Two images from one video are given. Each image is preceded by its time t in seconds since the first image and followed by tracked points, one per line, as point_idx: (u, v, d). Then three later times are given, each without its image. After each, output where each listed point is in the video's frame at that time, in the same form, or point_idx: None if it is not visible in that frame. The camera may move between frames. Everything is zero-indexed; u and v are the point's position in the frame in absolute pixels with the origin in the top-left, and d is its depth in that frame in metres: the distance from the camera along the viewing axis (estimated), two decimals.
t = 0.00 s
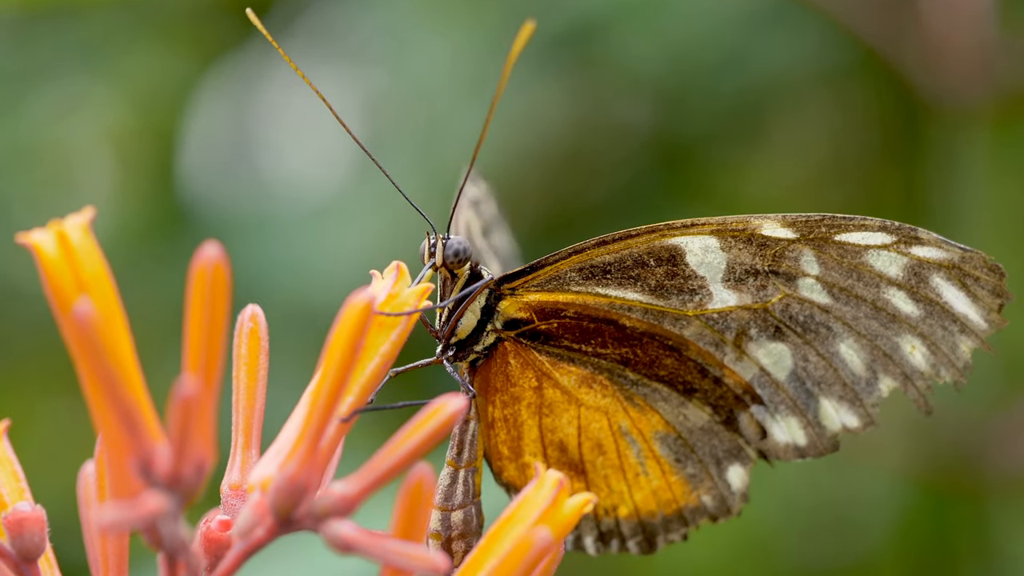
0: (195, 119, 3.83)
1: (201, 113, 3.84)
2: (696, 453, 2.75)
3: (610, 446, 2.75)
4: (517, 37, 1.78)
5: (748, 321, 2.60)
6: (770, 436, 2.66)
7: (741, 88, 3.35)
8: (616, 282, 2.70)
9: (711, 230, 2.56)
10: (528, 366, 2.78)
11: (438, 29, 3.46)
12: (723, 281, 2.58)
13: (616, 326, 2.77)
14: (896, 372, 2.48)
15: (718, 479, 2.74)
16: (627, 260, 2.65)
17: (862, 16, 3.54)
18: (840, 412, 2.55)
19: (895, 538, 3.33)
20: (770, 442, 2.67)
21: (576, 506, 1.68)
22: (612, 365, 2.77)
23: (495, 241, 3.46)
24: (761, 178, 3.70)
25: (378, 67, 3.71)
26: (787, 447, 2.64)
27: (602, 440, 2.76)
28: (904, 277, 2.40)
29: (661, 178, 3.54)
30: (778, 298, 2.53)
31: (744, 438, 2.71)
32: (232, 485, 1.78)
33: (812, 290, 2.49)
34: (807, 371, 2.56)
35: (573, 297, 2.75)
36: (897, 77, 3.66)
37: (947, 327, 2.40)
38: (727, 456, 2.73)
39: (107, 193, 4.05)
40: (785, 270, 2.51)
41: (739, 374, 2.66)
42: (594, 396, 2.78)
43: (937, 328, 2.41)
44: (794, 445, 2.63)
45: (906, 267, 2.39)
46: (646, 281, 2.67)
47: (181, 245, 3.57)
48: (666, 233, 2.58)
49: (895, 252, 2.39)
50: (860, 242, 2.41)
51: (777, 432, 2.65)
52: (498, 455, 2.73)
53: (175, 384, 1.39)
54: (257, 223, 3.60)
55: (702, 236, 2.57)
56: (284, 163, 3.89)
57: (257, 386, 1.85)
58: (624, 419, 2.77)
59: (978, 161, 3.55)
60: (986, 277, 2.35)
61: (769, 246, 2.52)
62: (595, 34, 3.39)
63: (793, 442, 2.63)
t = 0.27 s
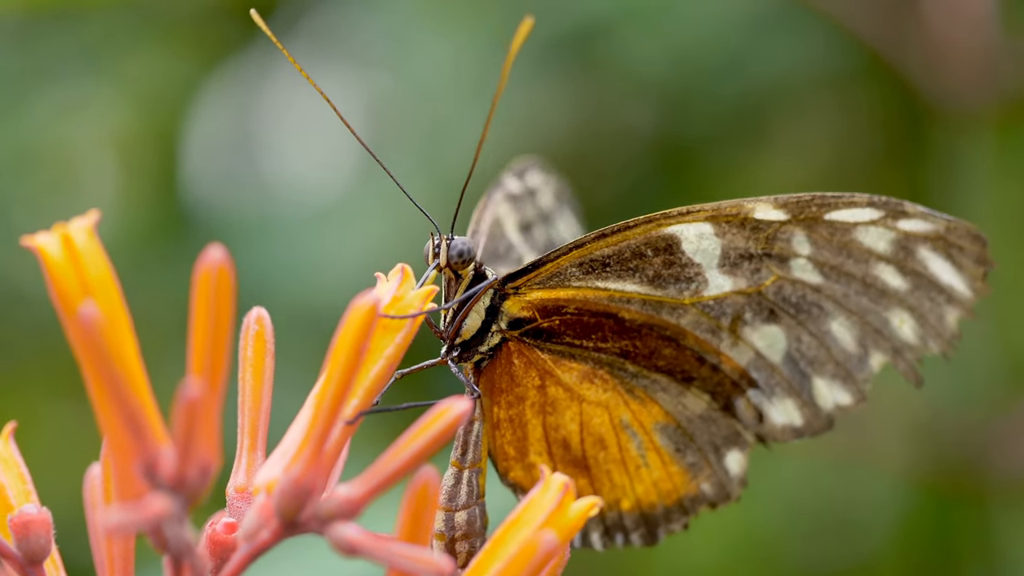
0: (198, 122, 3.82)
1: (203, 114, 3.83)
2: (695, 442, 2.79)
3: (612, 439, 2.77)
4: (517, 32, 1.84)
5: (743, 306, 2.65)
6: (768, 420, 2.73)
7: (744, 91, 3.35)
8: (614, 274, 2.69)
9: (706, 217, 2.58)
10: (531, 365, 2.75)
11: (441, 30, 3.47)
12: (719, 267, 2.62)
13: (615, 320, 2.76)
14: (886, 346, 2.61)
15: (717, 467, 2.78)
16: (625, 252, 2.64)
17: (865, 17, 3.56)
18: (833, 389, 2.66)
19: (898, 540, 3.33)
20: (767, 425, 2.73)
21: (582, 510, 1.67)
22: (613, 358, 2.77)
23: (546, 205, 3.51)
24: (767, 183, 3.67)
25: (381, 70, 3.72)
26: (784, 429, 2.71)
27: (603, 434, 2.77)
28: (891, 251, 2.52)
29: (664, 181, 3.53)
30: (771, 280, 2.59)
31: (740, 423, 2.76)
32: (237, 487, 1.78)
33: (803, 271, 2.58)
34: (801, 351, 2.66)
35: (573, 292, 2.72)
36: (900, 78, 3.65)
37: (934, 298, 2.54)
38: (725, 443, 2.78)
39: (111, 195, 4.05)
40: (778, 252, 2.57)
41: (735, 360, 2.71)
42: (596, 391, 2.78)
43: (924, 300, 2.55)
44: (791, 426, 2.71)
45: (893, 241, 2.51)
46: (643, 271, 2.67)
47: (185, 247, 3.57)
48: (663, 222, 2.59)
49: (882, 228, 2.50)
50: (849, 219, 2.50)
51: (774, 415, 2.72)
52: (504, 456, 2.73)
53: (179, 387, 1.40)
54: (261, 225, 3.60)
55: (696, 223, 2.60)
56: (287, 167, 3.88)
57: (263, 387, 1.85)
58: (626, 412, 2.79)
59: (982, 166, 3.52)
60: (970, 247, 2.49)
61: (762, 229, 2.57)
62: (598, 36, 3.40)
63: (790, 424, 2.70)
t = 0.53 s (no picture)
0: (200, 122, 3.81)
1: (205, 114, 3.82)
2: (689, 438, 2.82)
3: (610, 437, 2.78)
4: (524, 36, 1.91)
5: (735, 298, 2.69)
6: (758, 412, 2.78)
7: (745, 91, 3.35)
8: (614, 272, 2.69)
9: (702, 210, 2.59)
10: (535, 366, 2.74)
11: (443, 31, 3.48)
12: (713, 260, 2.65)
13: (614, 318, 2.76)
14: (871, 334, 2.68)
15: (710, 461, 2.82)
16: (623, 249, 2.64)
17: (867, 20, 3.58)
18: (819, 377, 2.73)
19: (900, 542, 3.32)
20: (758, 418, 2.79)
21: (583, 507, 1.67)
22: (611, 356, 2.77)
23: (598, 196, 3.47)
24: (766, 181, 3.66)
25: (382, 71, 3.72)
26: (775, 420, 2.77)
27: (601, 433, 2.78)
28: (877, 239, 2.58)
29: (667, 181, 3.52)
30: (762, 272, 2.65)
31: (732, 416, 2.81)
32: (239, 485, 1.79)
33: (792, 262, 2.64)
34: (790, 341, 2.72)
35: (575, 292, 2.70)
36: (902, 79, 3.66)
37: (916, 285, 2.62)
38: (717, 437, 2.82)
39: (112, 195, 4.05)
40: (769, 243, 2.62)
41: (727, 352, 2.75)
42: (595, 389, 2.79)
43: (906, 288, 2.63)
44: (780, 418, 2.77)
45: (879, 229, 2.56)
46: (641, 267, 2.68)
47: (186, 247, 3.57)
48: (660, 218, 2.58)
49: (869, 216, 2.55)
50: (837, 209, 2.55)
51: (764, 407, 2.77)
52: (508, 458, 2.68)
53: (182, 383, 1.41)
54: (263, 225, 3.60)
55: (691, 217, 2.61)
56: (289, 167, 3.87)
57: (264, 386, 1.85)
58: (622, 410, 2.80)
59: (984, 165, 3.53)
60: (951, 232, 2.55)
61: (754, 222, 2.60)
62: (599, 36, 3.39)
63: (779, 415, 2.77)
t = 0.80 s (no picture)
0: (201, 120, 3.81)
1: (206, 114, 3.83)
2: (690, 455, 2.79)
3: (609, 446, 2.78)
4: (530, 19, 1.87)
5: (745, 318, 2.65)
6: (763, 436, 2.74)
7: (745, 91, 3.34)
8: (622, 280, 2.70)
9: (716, 226, 2.57)
10: (535, 365, 2.76)
11: (443, 31, 3.48)
12: (725, 278, 2.62)
13: (620, 324, 2.77)
14: (883, 368, 2.61)
15: (710, 480, 2.78)
16: (634, 257, 2.65)
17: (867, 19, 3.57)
18: (828, 409, 2.66)
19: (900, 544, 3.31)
20: (763, 441, 2.74)
21: (580, 505, 1.68)
22: (614, 363, 2.77)
23: (576, 227, 3.43)
24: (766, 183, 3.74)
25: (382, 72, 3.73)
26: (779, 445, 2.72)
27: (600, 442, 2.77)
28: (895, 273, 2.52)
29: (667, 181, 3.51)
30: (775, 294, 2.59)
31: (735, 438, 2.77)
32: (237, 484, 1.79)
33: (806, 287, 2.58)
34: (799, 368, 2.67)
35: (582, 294, 2.73)
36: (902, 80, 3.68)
37: (933, 323, 2.55)
38: (720, 458, 2.79)
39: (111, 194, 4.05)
40: (783, 266, 2.57)
41: (734, 373, 2.72)
42: (596, 395, 2.78)
43: (923, 324, 2.56)
44: (785, 444, 2.71)
45: (897, 263, 2.51)
46: (650, 277, 2.68)
47: (185, 246, 3.57)
48: (673, 229, 2.59)
49: (887, 249, 2.50)
50: (856, 238, 2.50)
51: (769, 431, 2.72)
52: (503, 456, 2.70)
53: (181, 383, 1.40)
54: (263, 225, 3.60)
55: (705, 232, 2.60)
56: (290, 166, 3.87)
57: (263, 385, 1.85)
58: (624, 419, 2.79)
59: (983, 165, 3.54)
60: (972, 273, 2.49)
61: (769, 242, 2.57)
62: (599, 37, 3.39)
63: (784, 441, 2.71)
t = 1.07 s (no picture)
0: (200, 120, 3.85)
1: (201, 116, 3.86)
2: (685, 451, 2.80)
3: (603, 442, 2.78)
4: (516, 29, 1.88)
5: (741, 316, 2.65)
6: (759, 432, 2.74)
7: (745, 92, 3.35)
8: (613, 279, 2.69)
9: (708, 226, 2.57)
10: (525, 364, 2.76)
11: (441, 31, 3.46)
12: (719, 277, 2.61)
13: (612, 323, 2.77)
14: (883, 366, 2.59)
15: (705, 477, 2.80)
16: (624, 256, 2.64)
17: (864, 17, 3.52)
18: (827, 405, 2.65)
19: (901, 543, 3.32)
20: (759, 438, 2.75)
21: (571, 503, 1.68)
22: (607, 362, 2.77)
23: (539, 216, 3.50)
24: (763, 181, 3.75)
25: (378, 71, 3.72)
26: (777, 441, 2.73)
27: (593, 438, 2.78)
28: (894, 271, 2.50)
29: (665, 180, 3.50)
30: (770, 293, 2.59)
31: (731, 434, 2.78)
32: (226, 482, 1.79)
33: (803, 285, 2.57)
34: (797, 365, 2.66)
35: (572, 294, 2.73)
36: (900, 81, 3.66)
37: (934, 320, 2.53)
38: (715, 454, 2.80)
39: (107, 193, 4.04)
40: (779, 264, 2.56)
41: (730, 371, 2.71)
42: (588, 394, 2.79)
43: (923, 321, 2.54)
44: (783, 440, 2.72)
45: (896, 261, 2.48)
46: (642, 277, 2.67)
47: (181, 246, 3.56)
48: (664, 229, 2.58)
49: (886, 247, 2.48)
50: (853, 237, 2.48)
51: (767, 427, 2.73)
52: (492, 454, 2.73)
53: (168, 380, 1.39)
54: (262, 224, 3.59)
55: (697, 232, 2.59)
56: (288, 163, 3.91)
57: (252, 383, 1.85)
58: (617, 416, 2.80)
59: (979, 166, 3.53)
60: (974, 271, 2.46)
61: (764, 241, 2.56)
62: (598, 34, 3.38)
63: (782, 437, 2.72)
